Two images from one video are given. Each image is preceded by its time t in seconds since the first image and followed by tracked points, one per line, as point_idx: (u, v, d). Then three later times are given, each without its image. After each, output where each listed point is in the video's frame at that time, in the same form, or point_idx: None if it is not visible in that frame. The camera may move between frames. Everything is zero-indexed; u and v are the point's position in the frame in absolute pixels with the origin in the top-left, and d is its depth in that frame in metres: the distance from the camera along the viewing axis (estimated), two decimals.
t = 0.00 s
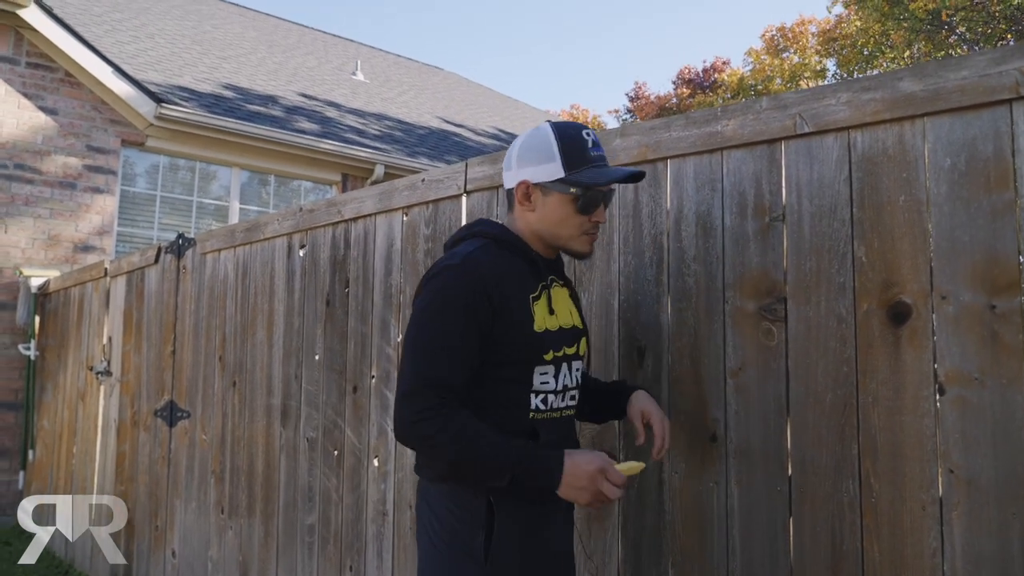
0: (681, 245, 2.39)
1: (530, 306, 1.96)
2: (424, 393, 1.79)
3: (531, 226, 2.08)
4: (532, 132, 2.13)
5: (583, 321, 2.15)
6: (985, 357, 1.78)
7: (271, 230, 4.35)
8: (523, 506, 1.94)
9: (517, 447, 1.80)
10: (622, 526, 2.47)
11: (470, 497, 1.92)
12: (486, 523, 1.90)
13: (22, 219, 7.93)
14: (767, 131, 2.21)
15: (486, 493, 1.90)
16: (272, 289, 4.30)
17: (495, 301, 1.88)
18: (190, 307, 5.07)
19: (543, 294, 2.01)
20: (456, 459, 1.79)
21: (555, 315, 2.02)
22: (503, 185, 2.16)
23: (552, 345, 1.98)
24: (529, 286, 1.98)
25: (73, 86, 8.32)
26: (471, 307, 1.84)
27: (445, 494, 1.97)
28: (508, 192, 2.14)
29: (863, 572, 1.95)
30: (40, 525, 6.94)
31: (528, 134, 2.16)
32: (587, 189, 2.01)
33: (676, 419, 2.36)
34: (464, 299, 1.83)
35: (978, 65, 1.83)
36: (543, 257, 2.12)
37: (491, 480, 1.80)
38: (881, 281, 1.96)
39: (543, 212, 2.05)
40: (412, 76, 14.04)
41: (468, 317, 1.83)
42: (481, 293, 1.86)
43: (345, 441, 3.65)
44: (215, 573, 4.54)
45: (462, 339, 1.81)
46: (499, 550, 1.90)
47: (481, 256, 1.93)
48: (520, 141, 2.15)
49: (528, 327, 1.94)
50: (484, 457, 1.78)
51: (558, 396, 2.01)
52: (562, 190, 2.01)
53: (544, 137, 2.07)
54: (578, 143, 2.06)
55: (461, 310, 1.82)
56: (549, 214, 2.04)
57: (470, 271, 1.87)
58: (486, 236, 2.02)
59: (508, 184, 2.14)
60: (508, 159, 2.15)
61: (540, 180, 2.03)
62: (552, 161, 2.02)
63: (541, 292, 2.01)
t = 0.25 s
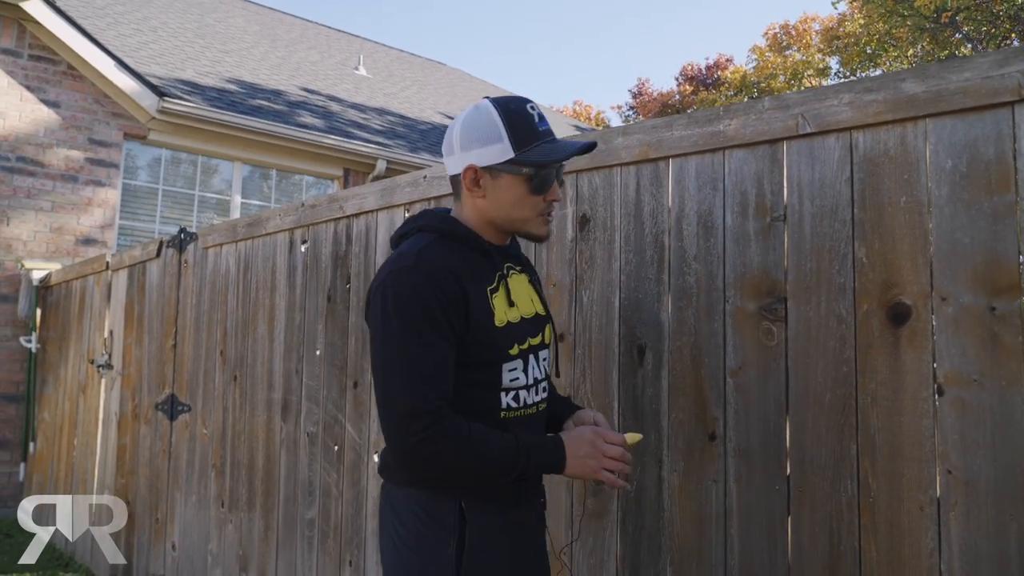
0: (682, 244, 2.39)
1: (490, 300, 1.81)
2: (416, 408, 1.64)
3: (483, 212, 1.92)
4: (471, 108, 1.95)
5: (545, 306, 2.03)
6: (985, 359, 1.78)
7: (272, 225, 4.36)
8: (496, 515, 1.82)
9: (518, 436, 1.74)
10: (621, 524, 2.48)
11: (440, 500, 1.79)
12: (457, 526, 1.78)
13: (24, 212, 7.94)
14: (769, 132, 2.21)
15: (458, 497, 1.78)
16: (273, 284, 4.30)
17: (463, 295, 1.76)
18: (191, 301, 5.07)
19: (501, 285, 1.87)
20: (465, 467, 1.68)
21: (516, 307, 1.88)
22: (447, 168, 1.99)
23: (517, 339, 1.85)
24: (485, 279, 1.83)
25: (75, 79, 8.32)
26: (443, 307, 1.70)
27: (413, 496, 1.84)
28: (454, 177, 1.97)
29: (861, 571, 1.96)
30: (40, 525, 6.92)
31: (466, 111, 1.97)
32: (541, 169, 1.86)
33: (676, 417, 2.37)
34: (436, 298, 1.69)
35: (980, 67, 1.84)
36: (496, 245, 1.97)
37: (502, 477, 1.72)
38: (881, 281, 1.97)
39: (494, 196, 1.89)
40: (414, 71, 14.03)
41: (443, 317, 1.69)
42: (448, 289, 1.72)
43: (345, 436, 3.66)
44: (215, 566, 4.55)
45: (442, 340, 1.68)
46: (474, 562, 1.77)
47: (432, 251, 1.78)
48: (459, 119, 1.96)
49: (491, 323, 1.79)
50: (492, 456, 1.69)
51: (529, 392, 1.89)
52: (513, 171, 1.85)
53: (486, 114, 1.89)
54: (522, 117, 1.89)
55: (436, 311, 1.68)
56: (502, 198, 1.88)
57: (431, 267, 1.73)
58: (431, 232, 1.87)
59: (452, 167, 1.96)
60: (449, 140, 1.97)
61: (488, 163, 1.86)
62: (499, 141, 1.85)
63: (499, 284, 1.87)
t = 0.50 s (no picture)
0: (686, 242, 2.40)
1: (463, 297, 1.82)
2: (386, 405, 1.61)
3: (461, 201, 1.91)
4: (449, 92, 1.92)
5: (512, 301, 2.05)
6: (988, 357, 1.78)
7: (277, 224, 4.37)
8: (469, 515, 1.83)
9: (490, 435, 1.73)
10: (624, 522, 2.49)
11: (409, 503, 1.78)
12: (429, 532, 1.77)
13: (30, 211, 7.97)
14: (772, 130, 2.21)
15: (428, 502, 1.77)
16: (278, 283, 4.31)
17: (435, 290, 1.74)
18: (196, 300, 5.09)
19: (474, 282, 1.89)
20: (434, 465, 1.66)
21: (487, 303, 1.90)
22: (423, 153, 1.94)
23: (489, 338, 1.87)
24: (455, 274, 1.83)
25: (80, 78, 8.34)
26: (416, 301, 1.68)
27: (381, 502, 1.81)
28: (430, 163, 1.94)
29: (864, 569, 1.96)
30: (45, 524, 6.96)
31: (439, 95, 1.94)
32: (526, 159, 1.87)
33: (680, 416, 2.37)
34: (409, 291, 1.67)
35: (984, 65, 1.83)
36: (468, 235, 1.98)
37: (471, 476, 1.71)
38: (885, 279, 1.97)
39: (478, 186, 1.88)
40: (419, 69, 14.04)
41: (415, 313, 1.67)
42: (420, 282, 1.71)
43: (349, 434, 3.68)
44: (220, 564, 4.58)
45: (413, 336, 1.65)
46: (446, 564, 1.77)
47: (402, 246, 1.76)
48: (434, 104, 1.92)
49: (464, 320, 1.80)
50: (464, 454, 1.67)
51: (499, 391, 1.92)
52: (500, 162, 1.86)
53: (470, 99, 1.87)
54: (505, 104, 1.89)
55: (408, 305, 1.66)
56: (486, 189, 1.88)
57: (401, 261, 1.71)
58: (400, 223, 1.88)
59: (428, 153, 1.92)
60: (424, 125, 1.93)
61: (475, 152, 1.85)
62: (486, 129, 1.84)
63: (472, 281, 1.88)
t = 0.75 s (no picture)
0: (684, 246, 2.41)
1: (445, 301, 1.85)
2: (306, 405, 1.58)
3: (453, 200, 1.93)
4: (441, 90, 1.93)
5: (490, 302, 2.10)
6: (985, 362, 1.79)
7: (277, 227, 4.38)
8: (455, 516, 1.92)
9: (401, 481, 1.63)
10: (623, 525, 2.49)
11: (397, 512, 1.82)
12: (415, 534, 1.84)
13: (30, 214, 7.99)
14: (770, 135, 2.22)
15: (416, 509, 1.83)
16: (278, 286, 4.33)
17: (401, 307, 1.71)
18: (197, 303, 5.10)
19: (454, 285, 1.92)
20: (323, 484, 1.59)
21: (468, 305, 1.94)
22: (414, 151, 1.94)
23: (469, 341, 1.90)
24: (439, 278, 1.86)
25: (82, 81, 8.36)
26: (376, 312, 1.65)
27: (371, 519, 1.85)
28: (421, 161, 1.94)
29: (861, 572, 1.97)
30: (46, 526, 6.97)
31: (429, 93, 1.95)
32: (519, 159, 1.92)
33: (678, 419, 2.38)
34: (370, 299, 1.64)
35: (981, 71, 1.84)
36: (454, 236, 2.00)
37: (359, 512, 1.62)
38: (882, 284, 1.98)
39: (471, 186, 1.91)
40: (419, 72, 14.07)
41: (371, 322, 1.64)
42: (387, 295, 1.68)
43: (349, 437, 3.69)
44: (220, 566, 4.59)
45: (360, 348, 1.62)
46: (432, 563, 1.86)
47: (385, 249, 1.76)
48: (427, 102, 1.93)
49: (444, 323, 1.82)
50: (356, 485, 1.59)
51: (479, 393, 1.95)
52: (494, 162, 1.89)
53: (464, 98, 1.89)
54: (497, 103, 1.92)
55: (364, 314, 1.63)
56: (479, 188, 1.91)
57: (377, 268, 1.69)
58: (384, 224, 1.87)
59: (419, 150, 1.93)
60: (416, 122, 1.92)
61: (471, 151, 1.87)
62: (483, 129, 1.87)
63: (454, 282, 1.92)
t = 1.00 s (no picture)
0: (690, 254, 2.40)
1: (444, 308, 1.84)
2: (300, 415, 1.58)
3: (449, 207, 1.93)
4: (433, 99, 1.94)
5: (495, 310, 2.09)
6: (993, 370, 1.78)
7: (284, 236, 4.39)
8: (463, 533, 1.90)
9: (387, 503, 1.63)
10: (631, 534, 2.48)
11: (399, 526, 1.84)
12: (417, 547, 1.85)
13: (40, 223, 8.03)
14: (776, 142, 2.21)
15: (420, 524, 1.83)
16: (285, 294, 4.33)
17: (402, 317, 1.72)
18: (204, 311, 5.11)
19: (454, 292, 1.91)
20: (315, 495, 1.59)
21: (469, 313, 1.94)
22: (409, 159, 1.94)
23: (471, 349, 1.89)
24: (439, 287, 1.86)
25: (91, 91, 8.40)
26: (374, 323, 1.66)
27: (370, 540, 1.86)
28: (416, 170, 1.94)
29: None
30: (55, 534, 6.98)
31: (422, 102, 1.96)
32: (514, 163, 1.92)
33: (684, 428, 2.37)
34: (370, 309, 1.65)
35: (987, 77, 1.83)
36: (452, 244, 1.99)
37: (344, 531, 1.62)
38: (889, 291, 1.96)
39: (467, 192, 1.91)
40: (426, 80, 14.10)
41: (370, 333, 1.65)
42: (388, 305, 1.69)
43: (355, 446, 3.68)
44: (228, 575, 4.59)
45: (358, 358, 1.63)
46: None
47: (386, 260, 1.76)
48: (420, 111, 1.94)
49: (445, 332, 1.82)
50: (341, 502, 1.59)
51: (483, 402, 1.94)
52: (490, 167, 1.89)
53: (457, 104, 1.90)
54: (491, 109, 1.93)
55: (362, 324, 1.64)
56: (475, 194, 1.91)
57: (379, 277, 1.70)
58: (384, 233, 1.87)
59: (414, 159, 1.93)
60: (410, 132, 1.93)
61: (466, 155, 1.87)
62: (477, 134, 1.88)
63: (454, 290, 1.92)
